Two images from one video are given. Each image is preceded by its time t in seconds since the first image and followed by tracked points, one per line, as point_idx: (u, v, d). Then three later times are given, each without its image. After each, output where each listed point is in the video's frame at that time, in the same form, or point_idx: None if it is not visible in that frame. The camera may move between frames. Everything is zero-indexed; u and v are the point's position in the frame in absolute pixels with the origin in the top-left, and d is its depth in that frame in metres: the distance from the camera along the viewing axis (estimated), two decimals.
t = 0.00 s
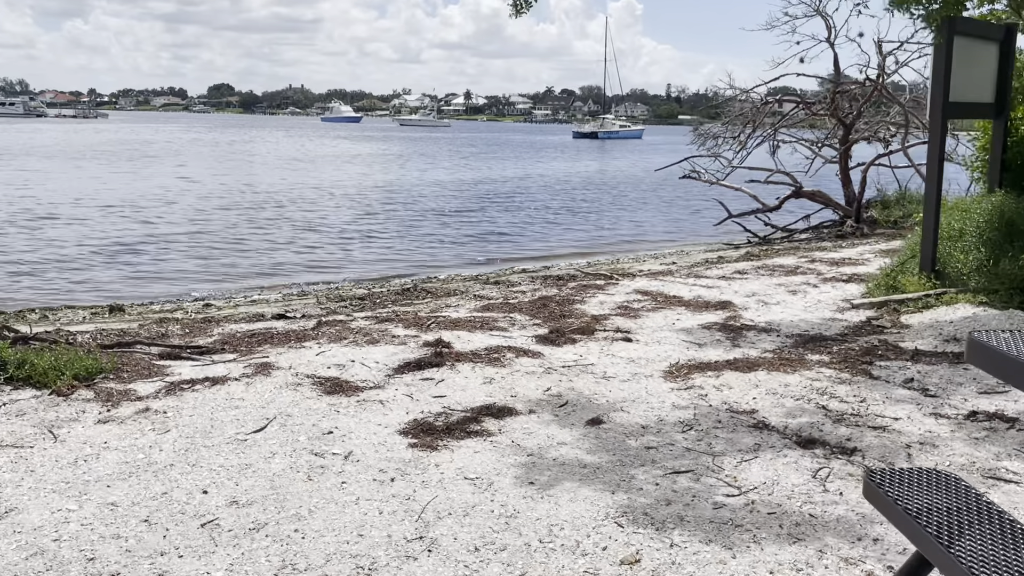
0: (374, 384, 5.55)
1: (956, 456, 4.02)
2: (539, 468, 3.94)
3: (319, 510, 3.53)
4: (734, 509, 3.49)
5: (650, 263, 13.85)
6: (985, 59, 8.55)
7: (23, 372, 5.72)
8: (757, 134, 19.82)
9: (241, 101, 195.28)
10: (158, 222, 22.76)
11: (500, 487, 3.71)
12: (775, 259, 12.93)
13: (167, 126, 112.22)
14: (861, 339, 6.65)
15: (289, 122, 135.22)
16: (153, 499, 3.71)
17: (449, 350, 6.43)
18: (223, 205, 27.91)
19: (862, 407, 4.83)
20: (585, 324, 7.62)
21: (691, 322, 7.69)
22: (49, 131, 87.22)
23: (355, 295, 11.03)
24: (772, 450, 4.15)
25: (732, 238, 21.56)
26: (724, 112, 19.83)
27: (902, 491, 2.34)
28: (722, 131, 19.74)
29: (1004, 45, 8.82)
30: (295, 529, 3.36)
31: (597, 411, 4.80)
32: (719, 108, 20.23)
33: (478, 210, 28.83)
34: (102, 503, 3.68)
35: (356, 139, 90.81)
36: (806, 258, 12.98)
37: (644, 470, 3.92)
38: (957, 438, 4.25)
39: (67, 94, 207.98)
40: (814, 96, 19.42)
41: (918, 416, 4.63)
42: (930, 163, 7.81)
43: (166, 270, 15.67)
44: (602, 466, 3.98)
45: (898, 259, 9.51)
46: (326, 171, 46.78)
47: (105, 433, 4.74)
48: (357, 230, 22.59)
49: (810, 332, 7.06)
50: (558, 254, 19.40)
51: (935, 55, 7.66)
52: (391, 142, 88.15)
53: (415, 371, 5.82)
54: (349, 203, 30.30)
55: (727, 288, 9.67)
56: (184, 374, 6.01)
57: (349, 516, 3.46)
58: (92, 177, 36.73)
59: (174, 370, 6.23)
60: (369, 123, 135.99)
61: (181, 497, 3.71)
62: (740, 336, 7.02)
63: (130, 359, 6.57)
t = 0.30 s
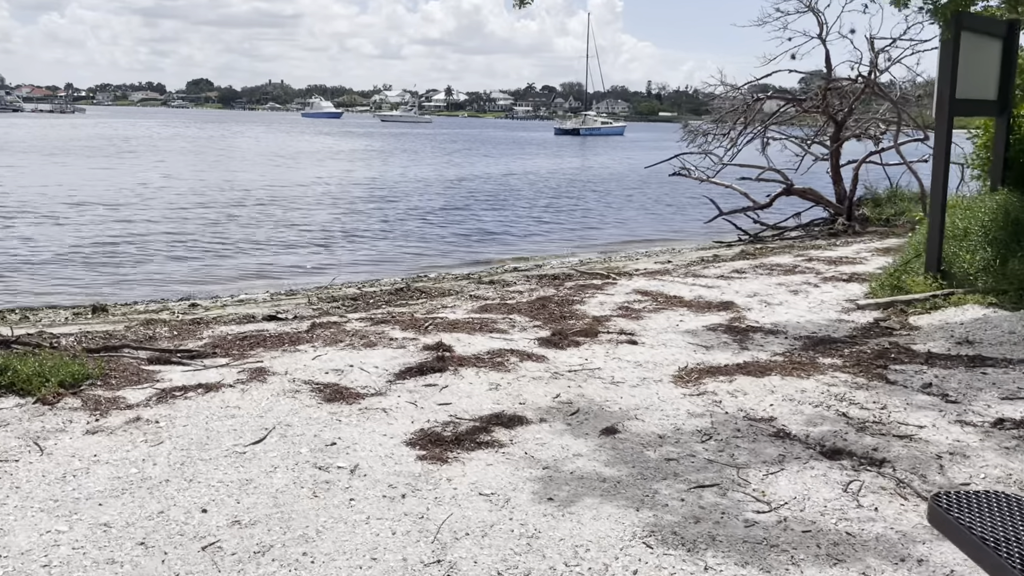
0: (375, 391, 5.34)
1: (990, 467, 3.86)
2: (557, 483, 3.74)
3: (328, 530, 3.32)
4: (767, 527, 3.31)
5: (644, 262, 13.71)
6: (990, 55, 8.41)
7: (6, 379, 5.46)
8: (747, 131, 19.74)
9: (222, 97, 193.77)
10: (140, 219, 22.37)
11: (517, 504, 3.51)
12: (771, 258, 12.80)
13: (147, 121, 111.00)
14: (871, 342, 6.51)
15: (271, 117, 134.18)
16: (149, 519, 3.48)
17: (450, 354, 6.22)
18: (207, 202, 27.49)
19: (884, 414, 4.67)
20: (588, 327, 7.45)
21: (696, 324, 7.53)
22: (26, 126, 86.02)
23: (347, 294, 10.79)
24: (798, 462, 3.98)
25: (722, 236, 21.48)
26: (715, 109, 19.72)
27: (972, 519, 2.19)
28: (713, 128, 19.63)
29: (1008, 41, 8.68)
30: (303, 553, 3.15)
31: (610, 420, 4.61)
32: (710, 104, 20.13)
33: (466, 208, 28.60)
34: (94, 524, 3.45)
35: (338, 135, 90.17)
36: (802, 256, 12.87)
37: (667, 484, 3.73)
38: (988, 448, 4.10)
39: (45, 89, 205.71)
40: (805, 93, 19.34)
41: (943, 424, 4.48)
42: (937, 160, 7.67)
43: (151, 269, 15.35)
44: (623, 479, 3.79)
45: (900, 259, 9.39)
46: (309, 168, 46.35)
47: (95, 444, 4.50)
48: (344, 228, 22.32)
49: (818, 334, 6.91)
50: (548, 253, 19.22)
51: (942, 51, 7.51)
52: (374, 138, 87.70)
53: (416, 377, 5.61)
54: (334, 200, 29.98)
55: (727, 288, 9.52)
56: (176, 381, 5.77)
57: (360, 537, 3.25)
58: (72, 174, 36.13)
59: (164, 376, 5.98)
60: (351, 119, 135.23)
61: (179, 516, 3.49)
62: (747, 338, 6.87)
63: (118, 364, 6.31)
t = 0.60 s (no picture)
0: (371, 409, 5.08)
1: None
2: (571, 513, 3.52)
3: (330, 570, 3.08)
4: (800, 563, 3.11)
5: (637, 267, 13.52)
6: (993, 58, 8.23)
7: None
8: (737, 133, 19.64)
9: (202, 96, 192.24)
10: (120, 223, 21.93)
11: (532, 539, 3.29)
12: (765, 262, 12.65)
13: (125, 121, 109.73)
14: (881, 353, 6.33)
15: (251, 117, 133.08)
16: (134, 559, 3.22)
17: (448, 367, 5.97)
18: (188, 204, 27.05)
19: (906, 433, 4.47)
20: (587, 337, 7.23)
21: (698, 334, 7.32)
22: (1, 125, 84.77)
23: (336, 302, 10.52)
24: (824, 488, 3.77)
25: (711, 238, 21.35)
26: (705, 111, 19.59)
27: None
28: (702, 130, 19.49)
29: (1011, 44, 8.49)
30: None
31: (621, 441, 4.39)
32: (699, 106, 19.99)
33: (452, 210, 28.34)
34: (74, 565, 3.18)
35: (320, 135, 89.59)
36: (796, 260, 12.72)
37: (688, 514, 3.52)
38: (1020, 471, 3.91)
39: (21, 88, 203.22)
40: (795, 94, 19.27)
41: (968, 443, 4.29)
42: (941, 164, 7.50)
43: (131, 275, 14.98)
44: (641, 509, 3.58)
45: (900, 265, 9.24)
46: (291, 168, 45.89)
47: (73, 471, 4.21)
48: (330, 231, 21.99)
49: (824, 344, 6.73)
50: (537, 256, 19.02)
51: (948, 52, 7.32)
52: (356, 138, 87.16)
53: (414, 393, 5.37)
54: (318, 201, 29.63)
55: (726, 295, 9.33)
56: (159, 398, 5.49)
57: None
58: (50, 174, 35.48)
59: (146, 393, 5.69)
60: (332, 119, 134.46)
61: (166, 555, 3.23)
62: (752, 349, 6.68)
63: (97, 380, 6.01)
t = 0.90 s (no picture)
0: (370, 430, 4.88)
1: None
2: (590, 548, 3.34)
3: None
4: None
5: (628, 273, 13.40)
6: (992, 64, 8.14)
7: None
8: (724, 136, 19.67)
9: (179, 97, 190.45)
10: (98, 228, 21.50)
11: None
12: (758, 269, 12.56)
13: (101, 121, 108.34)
14: (889, 365, 6.21)
15: (230, 118, 132.05)
16: None
17: (447, 383, 5.79)
18: (168, 207, 26.63)
19: (926, 453, 4.33)
20: (587, 349, 7.07)
21: (700, 345, 7.17)
22: None
23: (324, 311, 10.29)
24: (850, 516, 3.61)
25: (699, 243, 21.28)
26: (693, 114, 19.52)
27: None
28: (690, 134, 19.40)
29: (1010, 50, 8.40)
30: None
31: (634, 464, 4.22)
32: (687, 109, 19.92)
33: (436, 214, 28.11)
34: None
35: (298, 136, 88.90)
36: (790, 266, 12.64)
37: (712, 546, 3.35)
38: None
39: None
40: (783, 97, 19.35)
41: (992, 465, 4.15)
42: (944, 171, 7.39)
43: (111, 284, 14.65)
44: (662, 540, 3.41)
45: (898, 273, 9.14)
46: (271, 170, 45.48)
47: (57, 502, 3.98)
48: (313, 236, 21.71)
49: (830, 355, 6.61)
50: (524, 262, 18.88)
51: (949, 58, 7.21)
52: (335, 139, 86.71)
53: (414, 412, 5.17)
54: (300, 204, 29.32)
55: (724, 304, 9.21)
56: (146, 419, 5.26)
57: None
58: (25, 177, 34.85)
59: (133, 412, 5.45)
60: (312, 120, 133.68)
61: None
62: (757, 362, 6.54)
63: (80, 398, 5.76)
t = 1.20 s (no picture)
0: (381, 453, 4.66)
1: None
2: None
3: None
4: None
5: (623, 282, 13.25)
6: (999, 71, 8.05)
7: None
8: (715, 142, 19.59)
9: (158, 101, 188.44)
10: (78, 236, 21.05)
11: None
12: (755, 277, 12.44)
13: (77, 126, 106.93)
14: (908, 380, 6.06)
15: (208, 122, 130.78)
16: None
17: (456, 400, 5.58)
18: (149, 214, 26.16)
19: (964, 475, 4.17)
20: (595, 363, 6.87)
21: (710, 359, 7.01)
22: None
23: (317, 322, 10.03)
24: (898, 545, 3.44)
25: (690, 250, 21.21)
26: (684, 120, 19.45)
27: None
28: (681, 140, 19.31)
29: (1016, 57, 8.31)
30: None
31: (662, 488, 4.04)
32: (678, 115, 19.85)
33: (422, 221, 27.85)
34: None
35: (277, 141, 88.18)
36: (787, 275, 12.54)
37: None
38: None
39: None
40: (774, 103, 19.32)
41: None
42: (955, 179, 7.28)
43: (93, 294, 14.28)
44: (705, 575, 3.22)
45: (903, 282, 9.04)
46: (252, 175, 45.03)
47: (53, 534, 3.72)
48: (299, 243, 21.40)
49: (845, 369, 6.46)
50: (515, 269, 18.70)
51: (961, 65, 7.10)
52: (315, 144, 86.12)
53: (425, 432, 4.96)
54: (283, 211, 28.95)
55: (728, 315, 9.05)
56: (142, 440, 5.00)
57: None
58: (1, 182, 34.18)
59: (127, 433, 5.19)
60: (292, 125, 132.81)
61: None
62: (770, 376, 6.38)
63: (71, 418, 5.48)
